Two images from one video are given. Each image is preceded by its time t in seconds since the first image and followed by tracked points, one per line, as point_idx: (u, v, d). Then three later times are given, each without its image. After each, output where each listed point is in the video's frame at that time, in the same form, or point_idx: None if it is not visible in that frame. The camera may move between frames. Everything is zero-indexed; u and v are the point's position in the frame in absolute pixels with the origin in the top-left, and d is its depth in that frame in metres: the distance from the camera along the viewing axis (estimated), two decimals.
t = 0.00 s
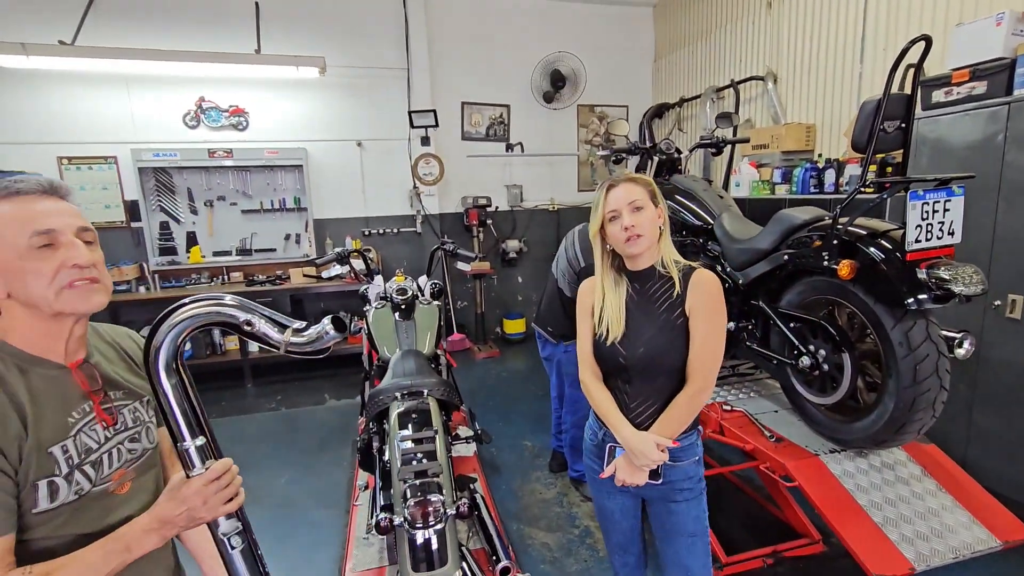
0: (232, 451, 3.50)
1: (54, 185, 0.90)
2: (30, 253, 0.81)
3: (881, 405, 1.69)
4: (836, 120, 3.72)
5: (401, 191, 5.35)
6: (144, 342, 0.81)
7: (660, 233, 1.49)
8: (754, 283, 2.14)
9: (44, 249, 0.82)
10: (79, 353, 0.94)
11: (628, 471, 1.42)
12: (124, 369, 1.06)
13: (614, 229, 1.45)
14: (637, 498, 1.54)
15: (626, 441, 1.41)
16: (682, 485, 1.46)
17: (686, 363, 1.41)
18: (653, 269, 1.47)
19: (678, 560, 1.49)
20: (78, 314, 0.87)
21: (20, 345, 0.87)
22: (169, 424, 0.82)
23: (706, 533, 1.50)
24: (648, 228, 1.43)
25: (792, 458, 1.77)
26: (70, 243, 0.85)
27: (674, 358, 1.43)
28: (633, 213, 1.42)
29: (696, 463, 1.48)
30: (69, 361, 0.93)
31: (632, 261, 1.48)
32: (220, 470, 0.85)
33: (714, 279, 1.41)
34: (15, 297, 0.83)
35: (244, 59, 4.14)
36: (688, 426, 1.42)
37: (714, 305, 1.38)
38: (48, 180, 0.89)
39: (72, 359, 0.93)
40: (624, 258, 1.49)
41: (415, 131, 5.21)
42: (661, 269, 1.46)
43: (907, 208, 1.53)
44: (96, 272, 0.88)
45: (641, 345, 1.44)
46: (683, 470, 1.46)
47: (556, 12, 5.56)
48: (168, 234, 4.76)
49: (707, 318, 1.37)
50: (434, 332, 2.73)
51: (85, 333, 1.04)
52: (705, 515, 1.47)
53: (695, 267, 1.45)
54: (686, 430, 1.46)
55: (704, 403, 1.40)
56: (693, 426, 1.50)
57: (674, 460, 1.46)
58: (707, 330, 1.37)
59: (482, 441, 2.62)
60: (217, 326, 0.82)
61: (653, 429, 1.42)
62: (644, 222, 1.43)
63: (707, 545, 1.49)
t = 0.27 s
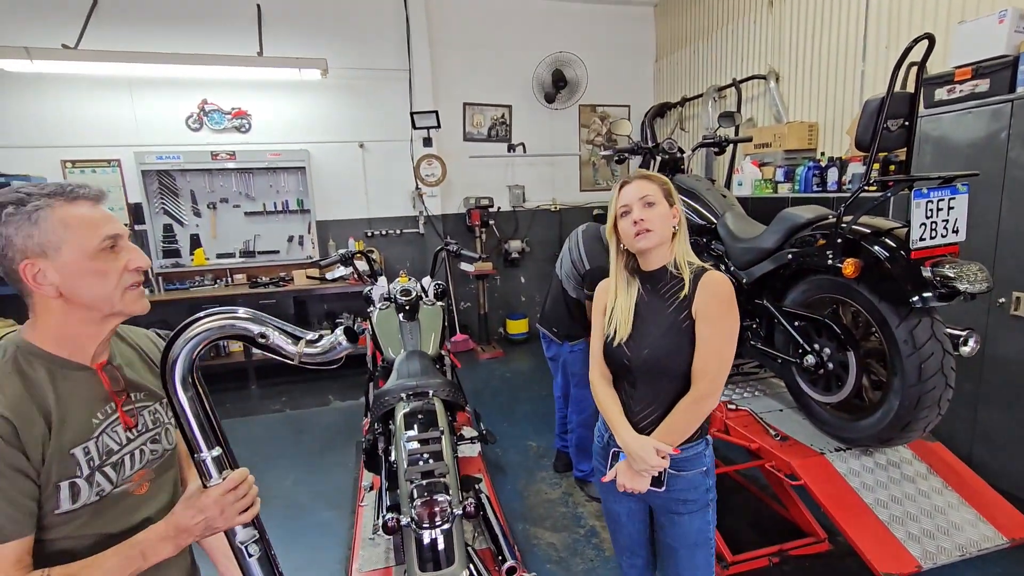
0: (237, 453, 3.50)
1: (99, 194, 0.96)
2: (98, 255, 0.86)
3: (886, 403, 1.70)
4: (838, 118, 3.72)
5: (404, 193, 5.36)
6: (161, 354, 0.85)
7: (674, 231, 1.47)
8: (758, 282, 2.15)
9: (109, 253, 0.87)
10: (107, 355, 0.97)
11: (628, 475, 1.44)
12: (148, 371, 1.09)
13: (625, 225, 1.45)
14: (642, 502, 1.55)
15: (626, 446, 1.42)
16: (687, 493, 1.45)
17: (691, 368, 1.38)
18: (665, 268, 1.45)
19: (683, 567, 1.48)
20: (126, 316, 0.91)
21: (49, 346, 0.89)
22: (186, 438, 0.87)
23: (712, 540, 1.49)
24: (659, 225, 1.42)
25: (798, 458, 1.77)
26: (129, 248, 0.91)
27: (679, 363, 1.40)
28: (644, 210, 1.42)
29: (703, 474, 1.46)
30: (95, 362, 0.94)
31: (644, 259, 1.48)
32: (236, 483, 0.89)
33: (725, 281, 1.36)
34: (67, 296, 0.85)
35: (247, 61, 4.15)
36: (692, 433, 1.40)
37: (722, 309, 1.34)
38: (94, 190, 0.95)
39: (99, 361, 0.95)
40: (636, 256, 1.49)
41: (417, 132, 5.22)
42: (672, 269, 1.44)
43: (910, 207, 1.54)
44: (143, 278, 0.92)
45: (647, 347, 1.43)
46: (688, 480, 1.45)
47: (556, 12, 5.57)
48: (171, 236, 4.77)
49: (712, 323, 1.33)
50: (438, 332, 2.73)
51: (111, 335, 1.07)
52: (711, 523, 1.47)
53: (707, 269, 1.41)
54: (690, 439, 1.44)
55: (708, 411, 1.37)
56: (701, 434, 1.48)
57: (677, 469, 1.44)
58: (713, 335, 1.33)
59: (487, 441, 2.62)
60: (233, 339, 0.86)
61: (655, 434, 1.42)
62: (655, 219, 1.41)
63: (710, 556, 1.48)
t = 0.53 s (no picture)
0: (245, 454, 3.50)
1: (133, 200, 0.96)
2: (131, 259, 0.87)
3: (904, 405, 1.68)
4: (848, 117, 3.70)
5: (410, 193, 5.36)
6: (184, 362, 0.86)
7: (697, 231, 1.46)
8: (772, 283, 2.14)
9: (141, 257, 0.88)
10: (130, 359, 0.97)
11: (642, 479, 1.44)
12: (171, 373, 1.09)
13: (646, 222, 1.44)
14: (659, 505, 1.53)
15: (641, 450, 1.42)
16: (704, 497, 1.44)
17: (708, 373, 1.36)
18: (686, 269, 1.44)
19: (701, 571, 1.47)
20: (155, 321, 0.92)
21: (74, 350, 0.89)
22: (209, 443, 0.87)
23: (731, 545, 1.47)
24: (682, 223, 1.40)
25: (814, 460, 1.76)
26: (160, 253, 0.92)
27: (695, 368, 1.39)
28: (667, 207, 1.40)
29: (721, 479, 1.45)
30: (121, 365, 0.94)
31: (664, 259, 1.47)
32: (259, 490, 0.90)
33: (745, 285, 1.34)
34: (98, 300, 0.86)
35: (254, 62, 4.15)
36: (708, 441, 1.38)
37: (742, 314, 1.31)
38: (129, 195, 0.96)
39: (123, 364, 0.95)
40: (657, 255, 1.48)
41: (422, 132, 5.21)
42: (693, 270, 1.42)
43: (930, 206, 1.53)
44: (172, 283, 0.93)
45: (664, 350, 1.42)
46: (704, 485, 1.44)
47: (562, 12, 5.56)
48: (179, 238, 4.78)
49: (731, 329, 1.31)
50: (448, 333, 2.72)
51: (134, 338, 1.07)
52: (730, 528, 1.45)
53: (729, 271, 1.39)
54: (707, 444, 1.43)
55: (725, 418, 1.35)
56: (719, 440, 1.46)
57: (694, 475, 1.44)
58: (731, 341, 1.31)
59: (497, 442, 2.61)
60: (255, 344, 0.86)
61: (670, 440, 1.41)
62: (678, 217, 1.40)
63: (728, 563, 1.47)
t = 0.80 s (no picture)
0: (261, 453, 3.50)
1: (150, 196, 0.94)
2: (148, 258, 0.84)
3: (939, 410, 1.64)
4: (871, 115, 3.62)
5: (424, 193, 5.35)
6: (208, 366, 0.83)
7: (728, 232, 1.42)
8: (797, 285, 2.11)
9: (158, 257, 0.86)
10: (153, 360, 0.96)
11: (671, 485, 1.39)
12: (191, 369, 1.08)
13: (676, 221, 1.40)
14: (687, 510, 1.49)
15: (671, 457, 1.38)
16: (731, 503, 1.40)
17: (740, 379, 1.33)
18: (716, 271, 1.40)
19: None
20: (176, 322, 0.90)
21: (96, 350, 0.87)
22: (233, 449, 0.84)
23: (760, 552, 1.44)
24: (713, 224, 1.37)
25: (843, 465, 1.72)
26: (179, 252, 0.90)
27: (727, 373, 1.35)
28: (698, 207, 1.37)
29: (750, 484, 1.41)
30: (144, 366, 0.93)
31: (694, 260, 1.43)
32: (284, 499, 0.88)
33: (779, 289, 1.30)
34: (116, 301, 0.84)
35: (270, 62, 4.16)
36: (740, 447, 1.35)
37: (778, 319, 1.28)
38: (144, 191, 0.94)
39: (146, 365, 0.94)
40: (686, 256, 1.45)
41: (437, 131, 5.20)
42: (724, 272, 1.39)
43: (969, 206, 1.48)
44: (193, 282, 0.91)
45: (694, 355, 1.38)
46: (733, 491, 1.40)
47: (577, 10, 5.52)
48: (195, 237, 4.80)
49: (767, 334, 1.28)
50: (465, 334, 2.70)
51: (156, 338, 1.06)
52: (758, 534, 1.41)
53: (763, 275, 1.35)
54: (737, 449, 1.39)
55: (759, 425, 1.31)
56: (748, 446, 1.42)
57: (723, 481, 1.39)
58: (767, 346, 1.27)
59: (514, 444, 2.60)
60: (281, 347, 0.84)
61: (700, 446, 1.38)
62: (709, 218, 1.36)
63: (757, 568, 1.43)
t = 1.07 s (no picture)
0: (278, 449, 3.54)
1: (154, 187, 0.94)
2: (154, 254, 0.85)
3: (969, 410, 1.60)
4: (896, 110, 3.54)
5: (440, 191, 5.36)
6: (231, 359, 0.85)
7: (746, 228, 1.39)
8: (821, 282, 2.07)
9: (164, 251, 0.86)
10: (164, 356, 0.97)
11: (688, 485, 1.37)
12: (203, 366, 1.09)
13: (693, 217, 1.37)
14: (703, 510, 1.47)
15: (687, 456, 1.36)
16: (749, 503, 1.38)
17: (761, 377, 1.30)
18: (735, 268, 1.37)
19: None
20: (186, 317, 0.91)
21: (108, 347, 0.88)
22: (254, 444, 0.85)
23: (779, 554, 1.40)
24: (733, 219, 1.34)
25: (867, 467, 1.68)
26: (184, 244, 0.90)
27: (747, 371, 1.32)
28: (716, 203, 1.34)
29: (768, 484, 1.38)
30: (155, 363, 0.94)
31: (711, 257, 1.40)
32: (306, 499, 0.88)
33: (802, 286, 1.27)
34: (125, 298, 0.85)
35: (288, 62, 4.20)
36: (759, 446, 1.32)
37: (801, 316, 1.25)
38: (147, 182, 0.93)
39: (156, 362, 0.94)
40: (703, 253, 1.41)
41: (453, 130, 5.21)
42: (744, 269, 1.35)
43: (1003, 198, 1.44)
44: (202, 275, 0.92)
45: (714, 352, 1.35)
46: (751, 491, 1.37)
47: (594, 7, 5.48)
48: (215, 235, 4.87)
49: (790, 331, 1.25)
50: (481, 331, 2.70)
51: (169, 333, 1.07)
52: (777, 535, 1.38)
53: (784, 272, 1.32)
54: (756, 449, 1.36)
55: (778, 424, 1.29)
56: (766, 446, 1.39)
57: (740, 480, 1.37)
58: (790, 344, 1.25)
59: (530, 442, 2.59)
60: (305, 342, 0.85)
61: (717, 445, 1.35)
62: (728, 213, 1.33)
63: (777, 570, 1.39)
